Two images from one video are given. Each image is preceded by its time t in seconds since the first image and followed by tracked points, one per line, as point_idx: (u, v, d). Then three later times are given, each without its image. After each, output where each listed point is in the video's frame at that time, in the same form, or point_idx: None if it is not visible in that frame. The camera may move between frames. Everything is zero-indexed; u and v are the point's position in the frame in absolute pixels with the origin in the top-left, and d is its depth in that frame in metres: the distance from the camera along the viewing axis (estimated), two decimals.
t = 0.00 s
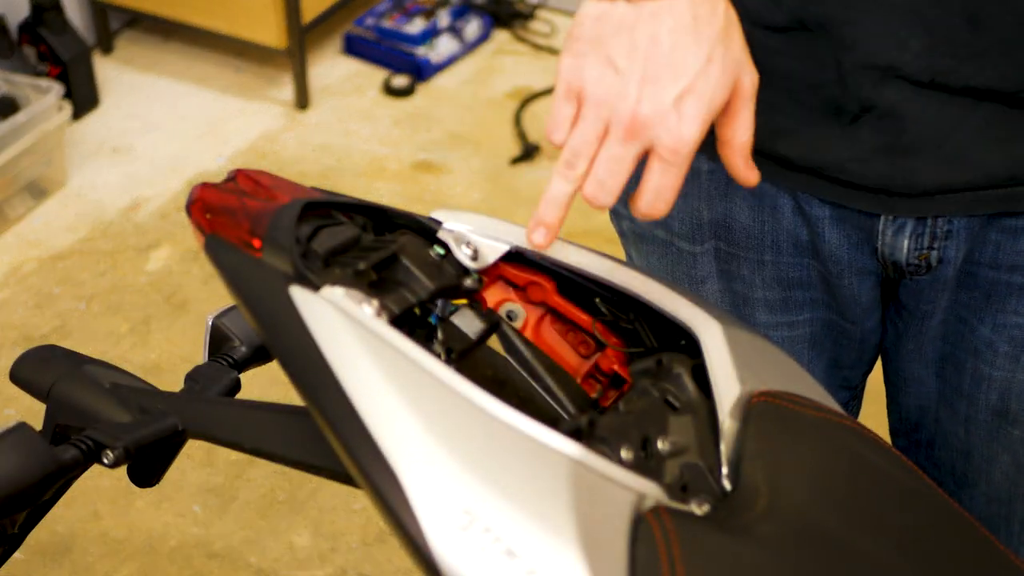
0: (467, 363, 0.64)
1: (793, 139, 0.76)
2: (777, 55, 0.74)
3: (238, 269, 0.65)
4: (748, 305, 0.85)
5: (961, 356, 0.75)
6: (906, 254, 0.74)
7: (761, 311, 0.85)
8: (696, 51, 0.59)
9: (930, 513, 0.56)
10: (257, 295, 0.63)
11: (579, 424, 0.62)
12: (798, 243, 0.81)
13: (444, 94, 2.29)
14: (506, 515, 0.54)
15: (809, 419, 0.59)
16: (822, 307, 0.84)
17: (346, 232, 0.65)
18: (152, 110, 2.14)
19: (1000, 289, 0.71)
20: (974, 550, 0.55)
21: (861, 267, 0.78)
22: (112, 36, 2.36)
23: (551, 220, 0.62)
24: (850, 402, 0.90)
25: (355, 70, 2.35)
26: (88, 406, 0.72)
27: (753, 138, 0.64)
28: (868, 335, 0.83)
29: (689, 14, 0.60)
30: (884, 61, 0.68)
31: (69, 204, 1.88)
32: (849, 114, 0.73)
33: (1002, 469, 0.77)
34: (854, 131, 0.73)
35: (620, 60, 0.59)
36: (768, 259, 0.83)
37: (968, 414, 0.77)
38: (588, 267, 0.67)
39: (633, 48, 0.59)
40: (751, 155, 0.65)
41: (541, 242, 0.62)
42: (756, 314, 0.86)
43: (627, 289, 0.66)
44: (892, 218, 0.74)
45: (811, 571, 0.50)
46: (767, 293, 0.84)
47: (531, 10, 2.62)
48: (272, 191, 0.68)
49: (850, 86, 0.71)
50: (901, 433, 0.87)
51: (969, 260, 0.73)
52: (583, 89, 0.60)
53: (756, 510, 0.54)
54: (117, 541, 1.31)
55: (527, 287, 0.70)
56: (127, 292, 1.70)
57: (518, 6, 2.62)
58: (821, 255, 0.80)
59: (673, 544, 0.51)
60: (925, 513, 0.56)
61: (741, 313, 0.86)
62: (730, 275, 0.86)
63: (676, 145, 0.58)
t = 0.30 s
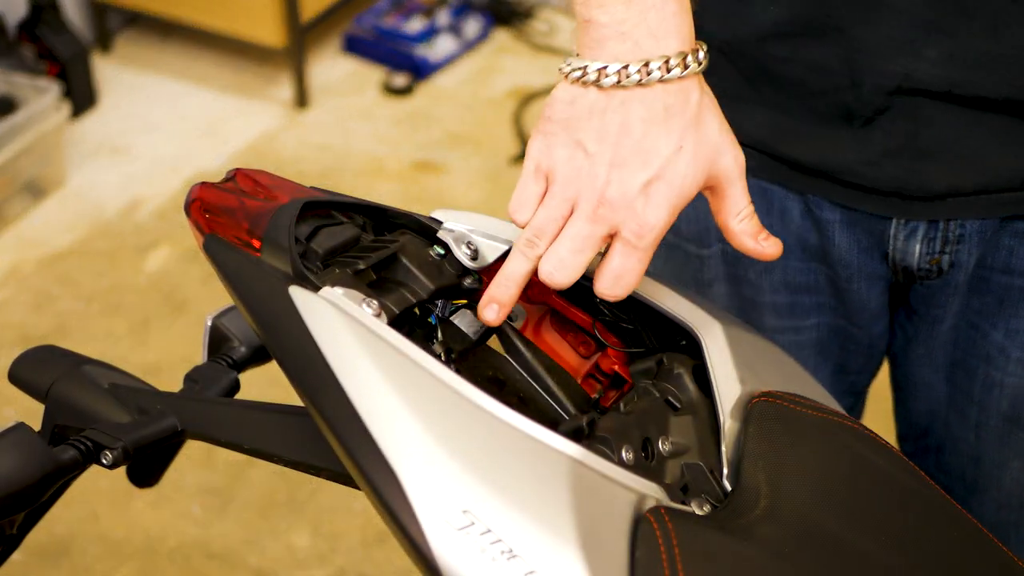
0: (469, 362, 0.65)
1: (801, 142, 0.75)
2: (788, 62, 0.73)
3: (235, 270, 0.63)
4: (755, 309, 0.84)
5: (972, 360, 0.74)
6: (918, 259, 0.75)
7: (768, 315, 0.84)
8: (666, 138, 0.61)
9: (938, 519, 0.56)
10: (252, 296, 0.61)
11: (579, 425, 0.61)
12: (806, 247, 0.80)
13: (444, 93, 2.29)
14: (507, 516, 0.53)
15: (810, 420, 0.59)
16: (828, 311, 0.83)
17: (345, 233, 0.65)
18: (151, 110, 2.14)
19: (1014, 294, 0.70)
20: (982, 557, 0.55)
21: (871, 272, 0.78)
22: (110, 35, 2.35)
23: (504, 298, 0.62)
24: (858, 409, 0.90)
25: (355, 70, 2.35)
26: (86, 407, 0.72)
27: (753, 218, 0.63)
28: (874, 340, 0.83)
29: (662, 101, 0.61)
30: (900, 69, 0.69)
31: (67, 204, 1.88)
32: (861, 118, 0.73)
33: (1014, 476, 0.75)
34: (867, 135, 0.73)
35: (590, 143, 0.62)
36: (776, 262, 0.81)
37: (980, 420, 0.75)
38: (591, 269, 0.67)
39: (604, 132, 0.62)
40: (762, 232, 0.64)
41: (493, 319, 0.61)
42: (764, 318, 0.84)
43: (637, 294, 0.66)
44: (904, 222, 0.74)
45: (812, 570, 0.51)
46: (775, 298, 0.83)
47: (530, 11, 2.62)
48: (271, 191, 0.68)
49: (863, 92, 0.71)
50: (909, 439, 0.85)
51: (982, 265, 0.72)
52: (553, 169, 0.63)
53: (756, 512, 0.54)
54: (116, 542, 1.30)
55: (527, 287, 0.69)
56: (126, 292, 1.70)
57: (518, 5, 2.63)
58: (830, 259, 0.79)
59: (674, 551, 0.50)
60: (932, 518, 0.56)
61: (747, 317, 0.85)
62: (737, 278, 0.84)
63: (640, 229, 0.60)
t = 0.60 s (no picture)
0: (469, 363, 0.64)
1: (810, 145, 0.74)
2: (799, 62, 0.72)
3: (236, 271, 0.62)
4: (761, 314, 0.81)
5: (980, 363, 0.75)
6: (927, 263, 0.74)
7: (775, 320, 0.81)
8: (640, 157, 0.61)
9: (945, 521, 0.56)
10: (254, 297, 0.61)
11: (580, 425, 0.61)
12: (814, 251, 0.79)
13: (443, 93, 2.29)
14: (507, 516, 0.53)
15: (810, 419, 0.60)
16: (836, 317, 0.81)
17: (345, 233, 0.65)
18: (150, 110, 2.13)
19: (1022, 297, 0.71)
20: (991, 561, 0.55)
21: (880, 277, 0.77)
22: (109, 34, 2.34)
23: (478, 304, 0.62)
24: (861, 416, 0.87)
25: (354, 70, 2.35)
26: (86, 407, 0.72)
27: (734, 236, 0.63)
28: (881, 346, 0.81)
29: (635, 121, 0.62)
30: (913, 69, 0.68)
31: (67, 203, 1.88)
32: (871, 122, 0.72)
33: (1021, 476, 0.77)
34: (877, 139, 0.72)
35: (564, 161, 0.62)
36: (783, 266, 0.80)
37: (987, 421, 0.76)
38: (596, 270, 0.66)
39: (577, 151, 0.62)
40: (744, 251, 0.63)
41: (467, 324, 0.62)
42: (769, 323, 0.82)
43: (644, 297, 0.66)
44: (914, 226, 0.73)
45: (811, 570, 0.51)
46: (781, 302, 0.81)
47: (531, 9, 2.62)
48: (271, 191, 0.67)
49: (875, 92, 0.70)
50: (917, 440, 0.85)
51: (991, 269, 0.72)
52: (528, 185, 0.64)
53: (756, 512, 0.54)
54: (115, 542, 1.30)
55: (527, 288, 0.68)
56: (126, 292, 1.69)
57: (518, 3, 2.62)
58: (838, 263, 0.78)
59: (675, 550, 0.50)
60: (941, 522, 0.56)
61: (753, 322, 0.82)
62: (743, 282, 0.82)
63: (614, 247, 0.60)
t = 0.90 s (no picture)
0: (471, 363, 0.64)
1: (814, 147, 0.73)
2: (800, 64, 0.72)
3: (236, 270, 0.62)
4: (763, 316, 0.82)
5: (982, 364, 0.75)
6: (930, 265, 0.74)
7: (776, 321, 0.82)
8: (621, 170, 0.61)
9: (945, 522, 0.56)
10: (254, 298, 0.61)
11: (580, 425, 0.60)
12: (817, 252, 0.79)
13: (443, 93, 2.29)
14: (507, 517, 0.53)
15: (810, 419, 0.60)
16: (838, 318, 0.81)
17: (345, 233, 0.65)
18: (150, 110, 2.13)
19: None
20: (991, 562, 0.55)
21: (882, 280, 0.77)
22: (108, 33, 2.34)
23: (463, 307, 0.62)
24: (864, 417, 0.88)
25: (354, 70, 2.35)
26: (86, 407, 0.72)
27: (709, 251, 0.64)
28: (883, 346, 0.82)
29: (617, 133, 0.61)
30: (915, 71, 0.68)
31: (66, 203, 1.88)
32: (873, 125, 0.71)
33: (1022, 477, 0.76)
34: (878, 142, 0.72)
35: (545, 170, 0.62)
36: (785, 268, 0.80)
37: (988, 423, 0.76)
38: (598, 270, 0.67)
39: (559, 160, 0.62)
40: (719, 266, 0.64)
41: (452, 328, 0.62)
42: (771, 325, 0.83)
43: (646, 298, 0.67)
44: (916, 228, 0.73)
45: (811, 571, 0.51)
46: (783, 303, 0.81)
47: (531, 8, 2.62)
48: (271, 191, 0.67)
49: (877, 95, 0.70)
50: (918, 440, 0.85)
51: (993, 270, 0.72)
52: (510, 192, 0.64)
53: (757, 511, 0.54)
54: (115, 543, 1.30)
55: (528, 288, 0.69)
56: (126, 292, 1.69)
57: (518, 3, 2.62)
58: (841, 265, 0.78)
59: (674, 550, 0.50)
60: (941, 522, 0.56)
61: (755, 323, 0.83)
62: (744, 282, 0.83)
63: (591, 258, 0.61)
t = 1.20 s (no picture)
0: (471, 362, 0.65)
1: (813, 153, 0.74)
2: (800, 67, 0.71)
3: (235, 271, 0.62)
4: (763, 317, 0.83)
5: (981, 367, 0.75)
6: (930, 267, 0.74)
7: (776, 323, 0.83)
8: (624, 160, 0.59)
9: (940, 521, 0.58)
10: (252, 298, 0.60)
11: (579, 424, 0.58)
12: (816, 255, 0.79)
13: (443, 93, 2.29)
14: (506, 517, 0.51)
15: (808, 420, 0.62)
16: (837, 320, 0.82)
17: (345, 233, 0.64)
18: (150, 109, 2.13)
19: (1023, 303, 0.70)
20: (986, 560, 0.57)
21: (881, 283, 0.77)
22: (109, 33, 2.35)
23: (467, 302, 0.62)
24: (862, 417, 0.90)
25: (354, 70, 2.35)
26: (86, 408, 0.72)
27: (706, 250, 0.64)
28: (883, 348, 0.82)
29: (621, 123, 0.60)
30: (915, 73, 0.67)
31: (66, 203, 1.88)
32: (872, 128, 0.71)
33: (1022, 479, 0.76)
34: (877, 147, 0.71)
35: (547, 159, 0.61)
36: (784, 270, 0.81)
37: (987, 424, 0.76)
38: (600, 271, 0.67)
39: (561, 148, 0.61)
40: (713, 265, 0.64)
41: (455, 322, 0.63)
42: (771, 326, 0.84)
43: (648, 299, 0.67)
44: (916, 231, 0.73)
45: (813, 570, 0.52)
46: (782, 305, 0.82)
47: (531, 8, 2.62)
48: (271, 191, 0.67)
49: (876, 98, 0.69)
50: (917, 442, 0.86)
51: (992, 273, 0.71)
52: (512, 181, 0.63)
53: (759, 511, 0.55)
54: (114, 543, 1.30)
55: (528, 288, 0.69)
56: (126, 292, 1.70)
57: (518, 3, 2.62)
58: (840, 268, 0.78)
59: (674, 551, 0.51)
60: (935, 519, 0.58)
61: (754, 323, 0.84)
62: (744, 284, 0.84)
63: (591, 248, 0.60)
